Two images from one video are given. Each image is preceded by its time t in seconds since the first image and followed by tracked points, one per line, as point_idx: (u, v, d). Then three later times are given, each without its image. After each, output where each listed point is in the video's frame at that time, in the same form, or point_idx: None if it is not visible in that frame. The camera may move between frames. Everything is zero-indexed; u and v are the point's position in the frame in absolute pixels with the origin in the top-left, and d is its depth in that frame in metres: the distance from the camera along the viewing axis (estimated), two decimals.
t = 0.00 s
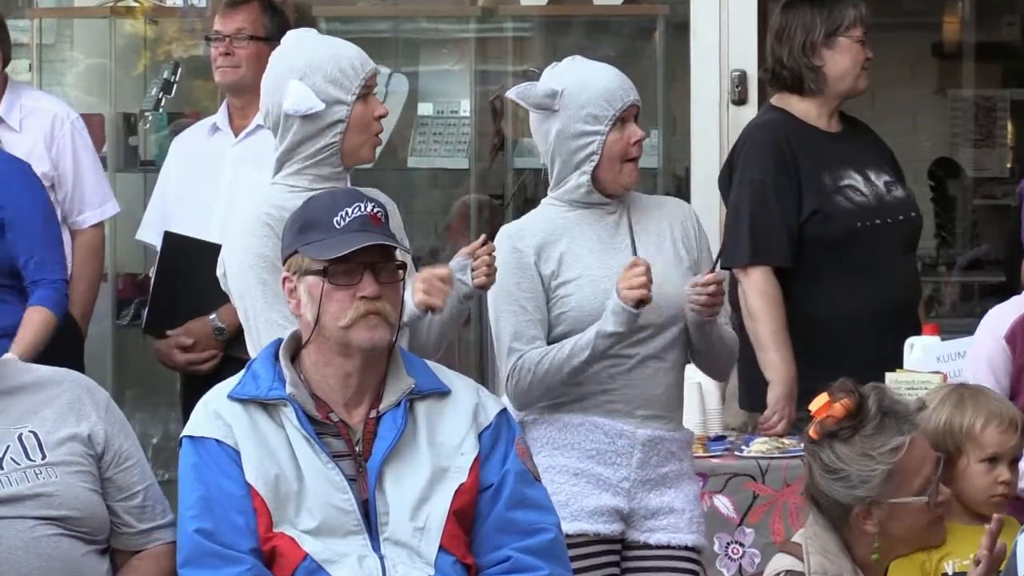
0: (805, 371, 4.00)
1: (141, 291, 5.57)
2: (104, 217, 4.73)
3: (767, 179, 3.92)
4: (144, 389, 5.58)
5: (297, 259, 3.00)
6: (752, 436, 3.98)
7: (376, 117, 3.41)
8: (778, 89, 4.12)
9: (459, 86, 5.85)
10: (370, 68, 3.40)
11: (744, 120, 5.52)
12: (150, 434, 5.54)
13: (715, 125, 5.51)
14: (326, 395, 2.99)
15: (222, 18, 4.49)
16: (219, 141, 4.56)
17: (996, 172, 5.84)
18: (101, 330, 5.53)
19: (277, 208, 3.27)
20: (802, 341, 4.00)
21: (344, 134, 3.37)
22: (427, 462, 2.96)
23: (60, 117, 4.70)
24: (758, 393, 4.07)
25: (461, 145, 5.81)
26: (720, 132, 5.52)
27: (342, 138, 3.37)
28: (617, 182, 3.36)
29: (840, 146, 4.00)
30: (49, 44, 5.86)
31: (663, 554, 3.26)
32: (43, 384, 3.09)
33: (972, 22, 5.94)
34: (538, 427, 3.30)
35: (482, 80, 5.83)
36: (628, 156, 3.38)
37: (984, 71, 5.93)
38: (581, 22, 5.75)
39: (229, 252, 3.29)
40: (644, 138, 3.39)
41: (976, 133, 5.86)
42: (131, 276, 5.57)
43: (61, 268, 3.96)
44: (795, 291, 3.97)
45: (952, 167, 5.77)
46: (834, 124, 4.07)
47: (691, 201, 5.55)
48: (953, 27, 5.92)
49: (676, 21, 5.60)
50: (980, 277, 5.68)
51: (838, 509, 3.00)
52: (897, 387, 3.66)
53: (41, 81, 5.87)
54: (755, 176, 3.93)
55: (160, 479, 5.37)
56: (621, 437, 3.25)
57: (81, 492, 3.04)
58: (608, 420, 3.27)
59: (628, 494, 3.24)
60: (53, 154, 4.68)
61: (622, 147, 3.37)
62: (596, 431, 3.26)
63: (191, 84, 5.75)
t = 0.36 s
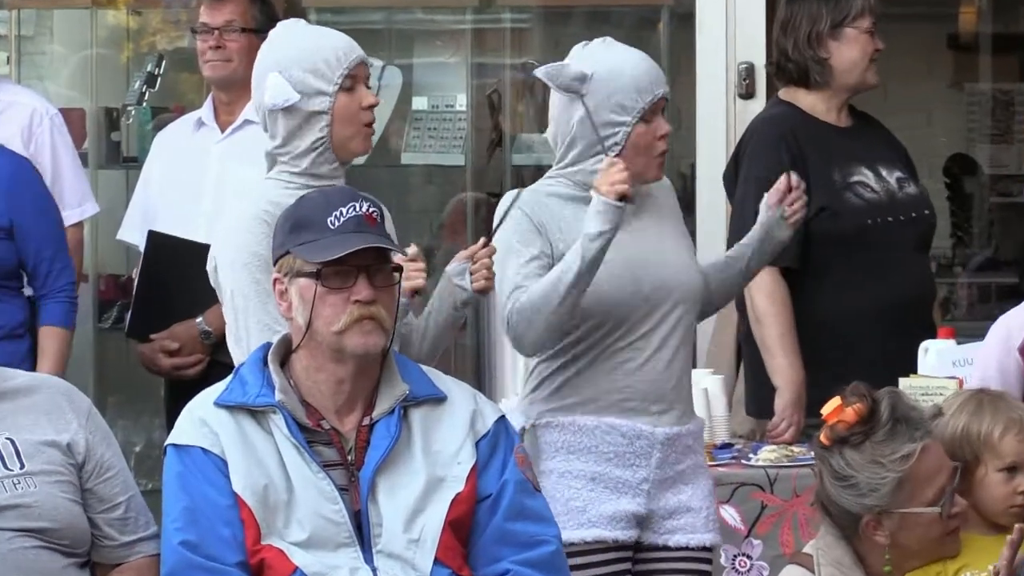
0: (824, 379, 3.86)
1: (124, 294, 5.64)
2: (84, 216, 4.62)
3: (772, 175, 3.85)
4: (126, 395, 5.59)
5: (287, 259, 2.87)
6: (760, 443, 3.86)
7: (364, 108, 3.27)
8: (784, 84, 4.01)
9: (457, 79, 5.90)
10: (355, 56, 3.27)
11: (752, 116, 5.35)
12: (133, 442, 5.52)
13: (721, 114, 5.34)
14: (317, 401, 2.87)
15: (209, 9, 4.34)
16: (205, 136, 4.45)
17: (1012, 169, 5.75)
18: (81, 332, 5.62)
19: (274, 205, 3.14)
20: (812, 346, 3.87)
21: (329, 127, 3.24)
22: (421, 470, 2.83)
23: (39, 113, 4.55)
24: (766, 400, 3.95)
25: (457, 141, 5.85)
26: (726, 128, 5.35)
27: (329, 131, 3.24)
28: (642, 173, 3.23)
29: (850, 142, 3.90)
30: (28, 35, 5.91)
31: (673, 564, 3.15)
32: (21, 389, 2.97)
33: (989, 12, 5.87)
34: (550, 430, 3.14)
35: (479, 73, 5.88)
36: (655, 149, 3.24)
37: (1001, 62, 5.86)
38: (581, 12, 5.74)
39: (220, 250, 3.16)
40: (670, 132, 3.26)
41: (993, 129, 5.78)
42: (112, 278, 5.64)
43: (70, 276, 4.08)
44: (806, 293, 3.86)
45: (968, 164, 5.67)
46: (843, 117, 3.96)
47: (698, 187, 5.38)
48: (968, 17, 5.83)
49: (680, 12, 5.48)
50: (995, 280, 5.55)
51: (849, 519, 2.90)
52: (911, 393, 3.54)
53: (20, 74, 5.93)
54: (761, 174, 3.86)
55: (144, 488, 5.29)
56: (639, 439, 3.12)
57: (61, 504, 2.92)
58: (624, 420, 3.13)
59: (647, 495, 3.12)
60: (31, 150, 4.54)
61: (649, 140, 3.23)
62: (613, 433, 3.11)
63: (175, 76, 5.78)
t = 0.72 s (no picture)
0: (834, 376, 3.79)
1: (114, 295, 5.59)
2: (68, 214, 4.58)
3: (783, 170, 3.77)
4: (116, 399, 5.56)
5: (285, 258, 2.78)
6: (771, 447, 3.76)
7: (335, 102, 3.14)
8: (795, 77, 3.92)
9: (457, 72, 5.82)
10: (327, 46, 3.15)
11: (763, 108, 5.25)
12: (123, 448, 5.48)
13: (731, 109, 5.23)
14: (315, 404, 2.77)
15: None
16: (196, 130, 4.34)
17: None
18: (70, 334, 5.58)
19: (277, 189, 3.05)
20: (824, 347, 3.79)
21: (303, 122, 3.14)
22: (422, 476, 2.74)
23: (23, 106, 4.46)
24: (775, 403, 3.86)
25: (458, 136, 5.78)
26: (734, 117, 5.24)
27: (303, 125, 3.13)
28: (666, 207, 3.07)
29: (863, 137, 3.82)
30: (14, 26, 5.87)
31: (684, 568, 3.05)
32: (7, 392, 2.88)
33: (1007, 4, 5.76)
34: (574, 445, 3.03)
35: (481, 65, 5.79)
36: (690, 189, 3.08)
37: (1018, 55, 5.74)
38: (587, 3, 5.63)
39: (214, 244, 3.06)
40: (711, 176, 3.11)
41: (1011, 123, 5.69)
42: (102, 278, 5.60)
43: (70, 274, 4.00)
44: (821, 292, 3.77)
45: (986, 161, 5.62)
46: (855, 113, 3.87)
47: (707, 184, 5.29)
48: (987, 9, 5.70)
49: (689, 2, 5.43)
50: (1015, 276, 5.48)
51: (860, 532, 2.81)
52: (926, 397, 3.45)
53: (6, 67, 5.85)
54: (771, 169, 3.78)
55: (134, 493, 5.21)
56: (664, 451, 3.04)
57: (49, 512, 2.83)
58: (650, 432, 3.05)
59: (671, 508, 3.04)
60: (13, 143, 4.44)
61: (687, 178, 3.07)
62: (640, 447, 3.02)
63: (167, 70, 5.69)
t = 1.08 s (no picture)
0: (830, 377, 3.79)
1: (109, 294, 5.61)
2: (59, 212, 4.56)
3: (777, 170, 3.76)
4: (112, 399, 5.55)
5: (282, 258, 2.77)
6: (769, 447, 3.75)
7: (332, 97, 3.13)
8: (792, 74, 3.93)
9: (454, 71, 5.83)
10: (323, 41, 3.13)
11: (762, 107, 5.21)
12: (120, 448, 5.46)
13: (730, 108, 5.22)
14: (312, 405, 2.76)
15: None
16: (193, 129, 4.34)
17: None
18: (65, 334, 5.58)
19: (251, 196, 3.03)
20: (819, 347, 3.79)
21: (296, 116, 3.12)
22: (420, 476, 2.73)
23: (13, 104, 4.46)
24: (773, 403, 3.86)
25: (456, 135, 5.76)
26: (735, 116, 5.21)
27: (297, 120, 3.12)
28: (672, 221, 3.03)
29: (862, 137, 3.82)
30: (9, 25, 5.86)
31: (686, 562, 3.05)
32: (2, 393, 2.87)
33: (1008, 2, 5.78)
34: (567, 441, 3.03)
35: (479, 65, 5.79)
36: (700, 209, 3.02)
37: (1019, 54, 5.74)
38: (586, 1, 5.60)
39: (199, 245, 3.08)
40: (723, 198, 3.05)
41: (1011, 122, 5.68)
42: (98, 278, 5.61)
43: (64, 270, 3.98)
44: (816, 292, 3.77)
45: (985, 159, 5.60)
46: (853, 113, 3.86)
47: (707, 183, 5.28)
48: (987, 8, 5.72)
49: None
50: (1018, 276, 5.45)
51: (858, 535, 2.79)
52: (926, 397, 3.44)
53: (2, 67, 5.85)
54: (767, 171, 3.77)
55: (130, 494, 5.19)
56: (658, 447, 3.02)
57: (44, 513, 2.82)
58: (644, 428, 3.03)
59: (666, 504, 3.03)
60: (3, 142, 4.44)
61: (697, 198, 3.01)
62: (633, 443, 3.01)
63: (163, 68, 5.69)
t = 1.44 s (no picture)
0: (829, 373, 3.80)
1: (106, 294, 5.62)
2: (52, 212, 4.54)
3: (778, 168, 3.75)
4: (109, 399, 5.55)
5: (280, 258, 2.77)
6: (766, 447, 3.75)
7: (320, 105, 3.14)
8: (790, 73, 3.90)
9: (450, 70, 5.82)
10: (308, 49, 3.14)
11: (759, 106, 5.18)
12: (116, 447, 5.45)
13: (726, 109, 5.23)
14: (310, 405, 2.76)
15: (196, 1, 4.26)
16: (188, 129, 4.32)
17: None
18: (63, 334, 5.59)
19: (234, 215, 3.05)
20: (817, 349, 3.80)
21: (284, 126, 3.12)
22: (417, 477, 2.74)
23: (7, 105, 4.45)
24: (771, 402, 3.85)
25: (453, 134, 5.77)
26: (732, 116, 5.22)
27: (284, 130, 3.12)
28: (666, 224, 3.03)
29: (861, 135, 3.82)
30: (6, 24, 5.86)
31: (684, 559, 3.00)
32: None
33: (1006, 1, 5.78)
34: (562, 437, 3.00)
35: (476, 64, 5.78)
36: (692, 210, 3.01)
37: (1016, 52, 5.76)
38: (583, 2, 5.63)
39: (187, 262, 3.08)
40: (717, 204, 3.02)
41: (1008, 122, 5.70)
42: (95, 278, 5.61)
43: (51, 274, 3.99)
44: (816, 290, 3.76)
45: (981, 159, 5.62)
46: (852, 110, 3.85)
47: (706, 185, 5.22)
48: (984, 8, 5.72)
49: None
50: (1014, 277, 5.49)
51: (860, 535, 2.80)
52: (922, 397, 3.43)
53: None
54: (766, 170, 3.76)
55: (127, 494, 5.20)
56: (654, 445, 2.98)
57: (42, 513, 2.82)
58: (640, 426, 2.99)
59: (662, 502, 2.98)
60: None
61: (690, 200, 2.99)
62: (628, 440, 2.97)
63: (161, 67, 5.69)
